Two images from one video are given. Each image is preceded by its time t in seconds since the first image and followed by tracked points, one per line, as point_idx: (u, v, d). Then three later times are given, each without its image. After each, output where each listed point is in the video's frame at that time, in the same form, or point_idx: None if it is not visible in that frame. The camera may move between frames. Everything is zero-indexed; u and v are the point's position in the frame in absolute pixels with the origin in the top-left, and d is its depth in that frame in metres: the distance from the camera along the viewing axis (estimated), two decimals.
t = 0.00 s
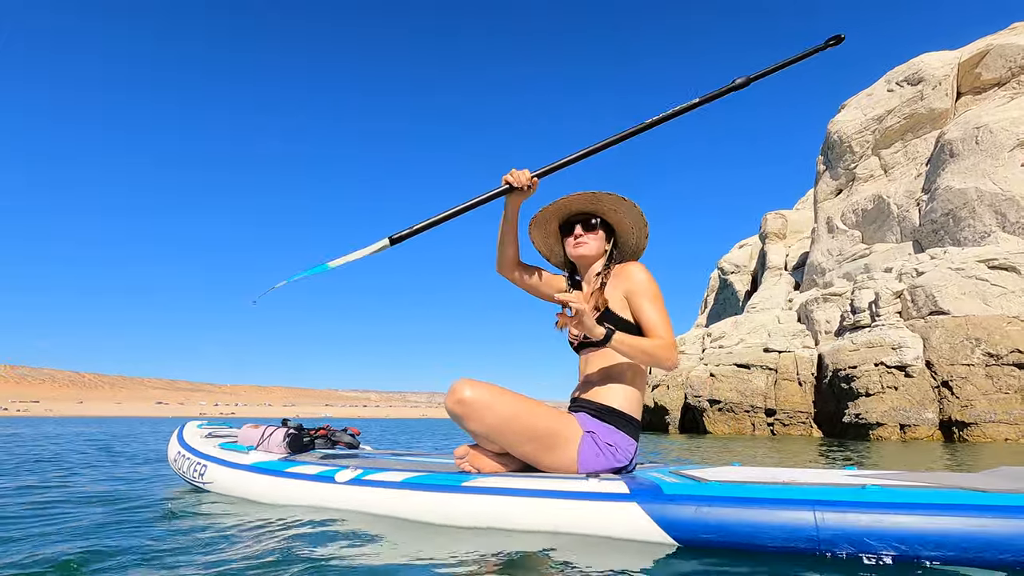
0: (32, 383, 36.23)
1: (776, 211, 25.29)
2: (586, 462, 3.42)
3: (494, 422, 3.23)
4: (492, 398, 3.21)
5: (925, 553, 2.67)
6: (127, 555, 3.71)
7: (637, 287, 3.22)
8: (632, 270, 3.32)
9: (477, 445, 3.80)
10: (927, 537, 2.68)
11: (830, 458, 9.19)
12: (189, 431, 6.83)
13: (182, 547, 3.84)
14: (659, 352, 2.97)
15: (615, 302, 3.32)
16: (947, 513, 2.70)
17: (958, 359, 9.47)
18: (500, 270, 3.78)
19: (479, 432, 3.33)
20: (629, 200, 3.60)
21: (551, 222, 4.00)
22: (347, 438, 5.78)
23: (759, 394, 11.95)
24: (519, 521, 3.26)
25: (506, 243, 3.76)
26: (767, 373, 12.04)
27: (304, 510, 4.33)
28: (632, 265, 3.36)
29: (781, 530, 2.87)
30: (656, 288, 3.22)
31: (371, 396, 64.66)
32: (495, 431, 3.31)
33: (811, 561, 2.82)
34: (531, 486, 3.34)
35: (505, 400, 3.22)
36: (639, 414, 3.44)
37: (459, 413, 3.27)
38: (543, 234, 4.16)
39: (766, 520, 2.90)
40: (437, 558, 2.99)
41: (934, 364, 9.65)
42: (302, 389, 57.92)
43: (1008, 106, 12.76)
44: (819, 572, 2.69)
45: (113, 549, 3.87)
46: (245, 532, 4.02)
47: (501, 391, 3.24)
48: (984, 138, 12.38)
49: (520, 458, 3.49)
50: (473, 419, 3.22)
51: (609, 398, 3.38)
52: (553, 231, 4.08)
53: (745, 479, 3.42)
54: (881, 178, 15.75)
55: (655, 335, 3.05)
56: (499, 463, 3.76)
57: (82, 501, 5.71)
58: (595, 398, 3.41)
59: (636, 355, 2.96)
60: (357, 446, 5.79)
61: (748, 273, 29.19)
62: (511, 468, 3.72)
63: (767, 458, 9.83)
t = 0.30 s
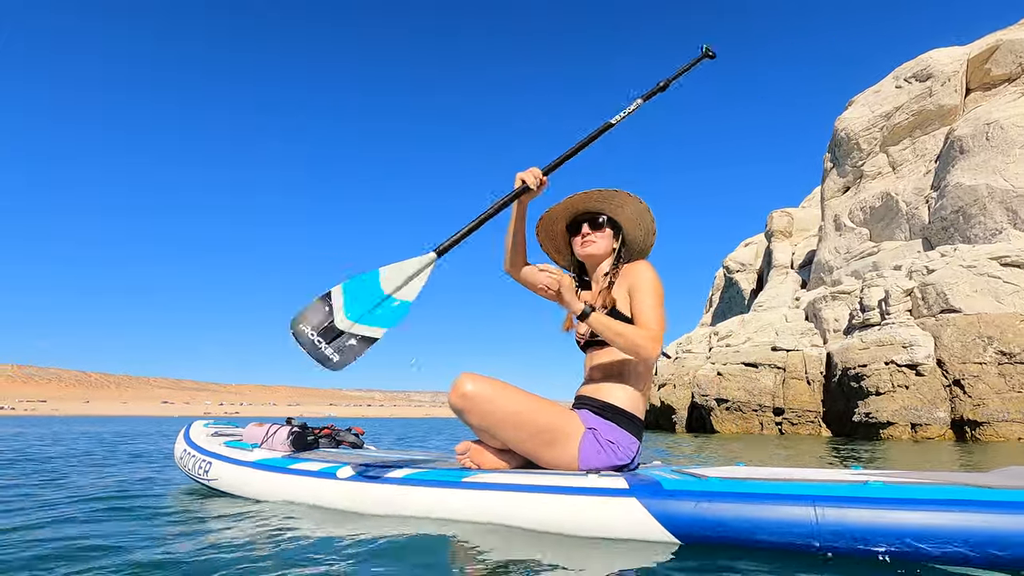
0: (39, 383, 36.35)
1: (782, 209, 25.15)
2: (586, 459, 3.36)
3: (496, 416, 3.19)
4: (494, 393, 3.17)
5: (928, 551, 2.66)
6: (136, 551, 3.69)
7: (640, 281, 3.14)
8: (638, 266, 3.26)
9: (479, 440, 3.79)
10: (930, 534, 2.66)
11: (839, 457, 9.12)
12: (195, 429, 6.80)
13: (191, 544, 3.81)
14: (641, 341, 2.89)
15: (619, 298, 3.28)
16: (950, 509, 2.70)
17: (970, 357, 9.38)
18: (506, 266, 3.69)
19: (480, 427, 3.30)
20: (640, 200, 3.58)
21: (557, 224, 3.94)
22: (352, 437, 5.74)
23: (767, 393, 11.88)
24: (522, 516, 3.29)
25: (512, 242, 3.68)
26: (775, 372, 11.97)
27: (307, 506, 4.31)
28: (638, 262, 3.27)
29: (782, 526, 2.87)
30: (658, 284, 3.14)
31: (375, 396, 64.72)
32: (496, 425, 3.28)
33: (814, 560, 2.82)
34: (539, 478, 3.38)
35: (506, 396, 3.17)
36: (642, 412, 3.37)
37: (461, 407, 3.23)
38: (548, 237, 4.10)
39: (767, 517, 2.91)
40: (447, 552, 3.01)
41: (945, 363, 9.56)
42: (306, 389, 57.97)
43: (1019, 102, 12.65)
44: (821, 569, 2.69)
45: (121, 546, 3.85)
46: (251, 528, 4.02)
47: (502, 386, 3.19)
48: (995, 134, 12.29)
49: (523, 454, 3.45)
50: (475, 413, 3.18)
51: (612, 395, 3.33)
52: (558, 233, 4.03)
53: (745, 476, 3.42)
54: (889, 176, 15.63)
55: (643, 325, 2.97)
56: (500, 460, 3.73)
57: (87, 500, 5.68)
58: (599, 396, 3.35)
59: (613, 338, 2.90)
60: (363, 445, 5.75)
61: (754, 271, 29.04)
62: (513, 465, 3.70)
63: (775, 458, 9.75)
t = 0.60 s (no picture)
0: (49, 383, 36.57)
1: (791, 207, 24.96)
2: (598, 461, 3.24)
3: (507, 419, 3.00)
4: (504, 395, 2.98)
5: (948, 552, 2.58)
6: (147, 551, 3.65)
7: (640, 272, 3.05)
8: (645, 261, 3.17)
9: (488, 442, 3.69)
10: (949, 535, 2.58)
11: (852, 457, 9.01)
12: (207, 430, 6.78)
13: (201, 544, 3.77)
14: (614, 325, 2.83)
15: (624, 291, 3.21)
16: (971, 510, 2.62)
17: (987, 355, 9.25)
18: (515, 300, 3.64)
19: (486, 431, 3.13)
20: (656, 202, 3.50)
21: (571, 220, 3.90)
22: (362, 437, 5.69)
23: (779, 393, 11.77)
24: (535, 516, 3.21)
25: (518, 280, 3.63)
26: (787, 371, 11.85)
27: (318, 508, 4.26)
28: (649, 261, 3.16)
29: (796, 528, 2.82)
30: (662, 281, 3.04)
31: (381, 396, 64.87)
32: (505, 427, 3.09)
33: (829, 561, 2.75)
34: (552, 479, 3.27)
35: (512, 396, 2.98)
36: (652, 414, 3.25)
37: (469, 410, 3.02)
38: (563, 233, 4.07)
39: (781, 517, 2.85)
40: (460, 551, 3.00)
41: (962, 361, 9.43)
42: (313, 389, 58.13)
43: None
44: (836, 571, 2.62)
45: (133, 546, 3.81)
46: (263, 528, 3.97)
47: (508, 385, 3.00)
48: (1010, 129, 12.13)
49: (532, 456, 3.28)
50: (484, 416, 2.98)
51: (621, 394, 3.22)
52: (573, 230, 3.98)
53: (757, 477, 3.36)
54: (901, 172, 15.47)
55: (626, 313, 2.90)
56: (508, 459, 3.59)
57: (98, 499, 5.66)
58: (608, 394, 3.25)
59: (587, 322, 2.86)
60: (374, 446, 5.72)
61: (762, 270, 28.85)
62: (522, 465, 3.57)
63: (788, 458, 9.65)
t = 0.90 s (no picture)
0: (57, 385, 36.70)
1: (798, 207, 24.80)
2: (604, 464, 3.16)
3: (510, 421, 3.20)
4: (504, 399, 3.18)
5: (958, 560, 2.51)
6: (156, 553, 3.61)
7: (642, 280, 3.01)
8: (645, 263, 3.14)
9: (493, 446, 3.71)
10: (962, 542, 2.51)
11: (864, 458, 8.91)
12: (217, 432, 6.75)
13: (212, 545, 3.73)
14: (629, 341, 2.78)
15: (626, 298, 3.18)
16: (983, 515, 2.54)
17: (1002, 355, 9.15)
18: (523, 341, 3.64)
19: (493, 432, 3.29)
20: (657, 204, 3.43)
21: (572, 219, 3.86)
22: (371, 439, 5.64)
23: (789, 394, 11.66)
24: (544, 521, 3.19)
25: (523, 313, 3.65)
26: (797, 372, 11.74)
27: (326, 511, 4.20)
28: (646, 262, 3.14)
29: (804, 533, 2.74)
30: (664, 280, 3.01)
31: (386, 397, 64.88)
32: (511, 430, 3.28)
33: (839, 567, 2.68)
34: (559, 483, 3.25)
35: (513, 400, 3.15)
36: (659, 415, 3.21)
37: (474, 417, 3.24)
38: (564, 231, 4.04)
39: (790, 522, 2.77)
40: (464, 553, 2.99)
41: (976, 362, 9.33)
42: (318, 390, 58.15)
43: None
44: None
45: (144, 547, 3.77)
46: (273, 530, 3.92)
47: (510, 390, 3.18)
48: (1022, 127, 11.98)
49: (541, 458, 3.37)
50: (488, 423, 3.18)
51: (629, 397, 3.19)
52: (574, 232, 3.95)
53: (766, 480, 3.29)
54: (911, 171, 15.33)
55: (638, 325, 2.86)
56: (514, 463, 3.62)
57: (106, 501, 5.64)
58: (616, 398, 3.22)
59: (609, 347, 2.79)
60: (383, 448, 5.67)
61: (769, 270, 28.68)
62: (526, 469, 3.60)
63: (798, 459, 9.56)
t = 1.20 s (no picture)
0: (66, 384, 36.90)
1: (808, 204, 24.60)
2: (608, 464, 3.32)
3: (509, 423, 3.17)
4: (505, 400, 3.15)
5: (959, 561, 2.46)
6: (165, 549, 3.61)
7: (653, 286, 3.04)
8: (646, 266, 3.17)
9: (494, 445, 3.75)
10: (963, 543, 2.46)
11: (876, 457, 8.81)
12: (227, 430, 6.74)
13: (219, 541, 3.71)
14: (670, 352, 2.85)
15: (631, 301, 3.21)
16: (986, 515, 2.49)
17: (1019, 353, 9.03)
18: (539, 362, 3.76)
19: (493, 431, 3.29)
20: (657, 201, 3.42)
21: (571, 215, 3.87)
22: (379, 437, 5.60)
23: (801, 392, 11.56)
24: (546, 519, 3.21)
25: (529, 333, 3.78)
26: (808, 370, 11.64)
27: (334, 508, 4.18)
28: (648, 263, 3.16)
29: (804, 532, 2.71)
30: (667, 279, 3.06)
31: (391, 397, 64.94)
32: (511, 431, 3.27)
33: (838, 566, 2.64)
34: (561, 483, 3.27)
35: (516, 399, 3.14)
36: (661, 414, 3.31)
37: (475, 415, 3.22)
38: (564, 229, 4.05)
39: (789, 521, 2.74)
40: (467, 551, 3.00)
41: (992, 359, 9.21)
42: (325, 390, 58.25)
43: None
44: None
45: (151, 544, 3.75)
46: (279, 526, 3.90)
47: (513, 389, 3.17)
48: None
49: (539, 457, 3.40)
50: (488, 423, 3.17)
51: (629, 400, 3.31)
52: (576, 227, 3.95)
53: (769, 479, 3.25)
54: (922, 167, 15.16)
55: (669, 334, 2.92)
56: (517, 461, 3.65)
57: (115, 498, 5.63)
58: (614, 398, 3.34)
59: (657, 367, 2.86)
60: (392, 446, 5.64)
61: (777, 268, 28.47)
62: (529, 467, 3.64)
63: (809, 458, 9.47)
